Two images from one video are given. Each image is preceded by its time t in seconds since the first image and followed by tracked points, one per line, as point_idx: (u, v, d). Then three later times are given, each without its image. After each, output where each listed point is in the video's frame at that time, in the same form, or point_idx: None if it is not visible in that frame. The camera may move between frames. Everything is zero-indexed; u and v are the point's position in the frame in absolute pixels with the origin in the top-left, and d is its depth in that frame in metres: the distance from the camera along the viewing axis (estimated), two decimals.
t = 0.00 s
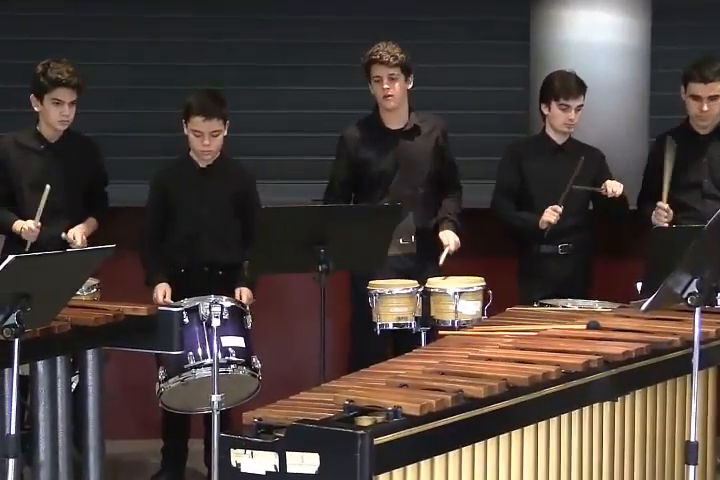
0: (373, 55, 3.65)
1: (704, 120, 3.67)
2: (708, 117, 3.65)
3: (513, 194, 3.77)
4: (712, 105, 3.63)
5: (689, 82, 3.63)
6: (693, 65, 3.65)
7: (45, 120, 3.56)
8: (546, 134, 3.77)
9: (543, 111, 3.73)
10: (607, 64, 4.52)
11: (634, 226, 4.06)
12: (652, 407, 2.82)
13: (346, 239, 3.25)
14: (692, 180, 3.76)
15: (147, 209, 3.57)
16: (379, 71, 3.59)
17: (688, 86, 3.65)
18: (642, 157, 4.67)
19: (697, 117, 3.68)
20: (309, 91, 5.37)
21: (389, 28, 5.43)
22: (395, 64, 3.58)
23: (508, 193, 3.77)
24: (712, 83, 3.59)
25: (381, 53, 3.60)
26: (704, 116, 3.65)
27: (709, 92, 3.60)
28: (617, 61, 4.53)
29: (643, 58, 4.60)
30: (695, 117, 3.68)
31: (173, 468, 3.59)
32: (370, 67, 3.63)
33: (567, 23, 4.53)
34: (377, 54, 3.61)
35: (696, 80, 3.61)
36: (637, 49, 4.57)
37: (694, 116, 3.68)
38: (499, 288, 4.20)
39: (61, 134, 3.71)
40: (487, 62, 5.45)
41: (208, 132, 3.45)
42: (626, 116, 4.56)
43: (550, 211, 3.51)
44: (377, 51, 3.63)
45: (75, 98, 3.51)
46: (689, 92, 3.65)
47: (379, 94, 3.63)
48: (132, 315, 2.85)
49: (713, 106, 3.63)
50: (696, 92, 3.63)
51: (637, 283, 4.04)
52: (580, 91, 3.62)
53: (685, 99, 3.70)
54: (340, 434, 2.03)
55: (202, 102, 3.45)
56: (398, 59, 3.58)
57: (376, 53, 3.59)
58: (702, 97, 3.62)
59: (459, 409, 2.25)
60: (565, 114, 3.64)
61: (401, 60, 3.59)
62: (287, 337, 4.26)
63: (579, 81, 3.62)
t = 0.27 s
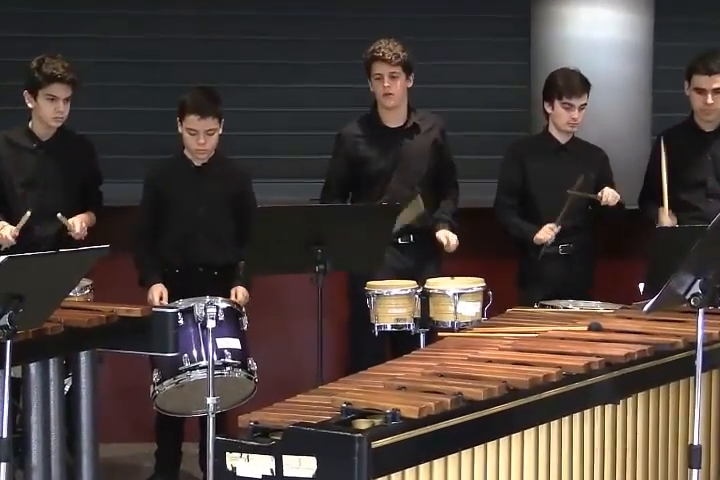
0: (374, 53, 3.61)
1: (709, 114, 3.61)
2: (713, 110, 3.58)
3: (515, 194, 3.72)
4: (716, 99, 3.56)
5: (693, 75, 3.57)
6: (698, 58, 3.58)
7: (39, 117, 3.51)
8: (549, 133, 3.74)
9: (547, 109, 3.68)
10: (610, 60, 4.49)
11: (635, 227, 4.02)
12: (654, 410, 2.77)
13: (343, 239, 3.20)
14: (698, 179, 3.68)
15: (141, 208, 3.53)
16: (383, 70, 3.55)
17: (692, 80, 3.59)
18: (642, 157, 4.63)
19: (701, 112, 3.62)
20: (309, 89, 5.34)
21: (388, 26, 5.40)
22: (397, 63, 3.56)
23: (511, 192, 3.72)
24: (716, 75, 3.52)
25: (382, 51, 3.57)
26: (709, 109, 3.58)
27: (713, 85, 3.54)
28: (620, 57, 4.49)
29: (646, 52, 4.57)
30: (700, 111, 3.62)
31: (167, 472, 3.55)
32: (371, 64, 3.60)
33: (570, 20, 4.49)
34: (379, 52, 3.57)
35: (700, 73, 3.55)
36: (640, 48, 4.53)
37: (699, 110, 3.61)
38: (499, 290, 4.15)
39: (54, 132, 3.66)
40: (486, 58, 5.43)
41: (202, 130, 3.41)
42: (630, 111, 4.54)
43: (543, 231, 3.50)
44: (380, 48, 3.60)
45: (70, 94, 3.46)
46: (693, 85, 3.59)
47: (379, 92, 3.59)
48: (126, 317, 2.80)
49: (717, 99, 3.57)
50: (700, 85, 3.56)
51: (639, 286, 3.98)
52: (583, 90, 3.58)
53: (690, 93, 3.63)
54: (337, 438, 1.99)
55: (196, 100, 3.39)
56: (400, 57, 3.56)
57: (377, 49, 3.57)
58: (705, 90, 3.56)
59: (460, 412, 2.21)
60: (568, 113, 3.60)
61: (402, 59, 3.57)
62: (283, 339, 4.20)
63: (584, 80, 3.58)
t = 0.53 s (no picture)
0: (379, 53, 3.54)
1: (714, 111, 3.53)
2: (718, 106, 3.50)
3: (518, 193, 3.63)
4: None
5: (696, 70, 3.52)
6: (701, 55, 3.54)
7: (31, 117, 3.46)
8: (554, 133, 3.64)
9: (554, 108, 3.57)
10: (610, 51, 4.43)
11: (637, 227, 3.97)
12: (656, 414, 2.72)
13: (341, 240, 3.16)
14: (700, 178, 3.62)
15: (135, 208, 3.48)
16: (383, 74, 3.49)
17: (696, 76, 3.54)
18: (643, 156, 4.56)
19: (706, 109, 3.54)
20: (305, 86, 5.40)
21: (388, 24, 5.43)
22: (402, 72, 3.50)
23: (511, 191, 3.65)
24: None
25: (388, 59, 3.49)
26: (714, 105, 3.50)
27: (717, 79, 3.48)
28: (620, 50, 4.44)
29: (647, 46, 4.51)
30: (705, 108, 3.53)
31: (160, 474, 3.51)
32: (373, 65, 3.53)
33: (573, 15, 4.44)
34: (384, 57, 3.50)
35: (703, 67, 3.50)
36: (643, 44, 4.48)
37: (704, 106, 3.54)
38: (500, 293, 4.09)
39: (48, 131, 3.62)
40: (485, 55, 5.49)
41: (196, 130, 3.36)
42: (630, 103, 4.47)
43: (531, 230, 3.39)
44: (386, 52, 3.52)
45: (63, 94, 3.42)
46: (697, 80, 3.53)
47: (379, 95, 3.54)
48: (120, 318, 2.75)
49: None
50: (703, 79, 3.51)
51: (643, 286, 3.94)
52: (590, 92, 3.46)
53: (694, 91, 3.57)
54: (334, 440, 1.94)
55: (189, 98, 3.35)
56: (405, 68, 3.49)
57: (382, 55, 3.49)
58: (709, 84, 3.49)
59: (458, 415, 2.17)
60: (575, 114, 3.49)
61: (407, 67, 3.51)
62: (279, 341, 4.13)
63: (591, 79, 3.47)
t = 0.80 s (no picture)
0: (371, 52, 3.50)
1: (709, 109, 3.49)
2: (713, 105, 3.46)
3: (512, 192, 3.57)
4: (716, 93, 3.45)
5: (691, 68, 3.48)
6: (696, 53, 3.49)
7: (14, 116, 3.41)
8: (552, 134, 3.57)
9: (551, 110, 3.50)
10: (606, 51, 4.61)
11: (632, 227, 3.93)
12: (652, 416, 2.69)
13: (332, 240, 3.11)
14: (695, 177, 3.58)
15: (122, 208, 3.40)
16: (375, 74, 3.45)
17: (691, 73, 3.49)
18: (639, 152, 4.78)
19: (702, 107, 3.50)
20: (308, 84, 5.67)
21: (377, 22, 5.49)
22: (394, 72, 3.45)
23: (507, 191, 3.58)
24: (715, 66, 3.43)
25: (380, 59, 3.45)
26: (709, 104, 3.47)
27: (712, 77, 3.44)
28: (616, 49, 4.63)
29: (643, 46, 4.72)
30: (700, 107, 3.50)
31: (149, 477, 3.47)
32: (364, 66, 3.48)
33: (571, 18, 4.62)
34: (375, 57, 3.46)
35: (699, 65, 3.46)
36: (638, 45, 4.69)
37: (700, 105, 3.50)
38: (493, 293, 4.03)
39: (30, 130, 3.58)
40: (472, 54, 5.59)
41: (186, 124, 3.32)
42: (624, 101, 4.65)
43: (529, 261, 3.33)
44: (377, 52, 3.48)
45: (46, 92, 3.38)
46: (692, 79, 3.49)
47: (372, 95, 3.50)
48: (108, 320, 2.71)
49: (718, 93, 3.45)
50: (698, 78, 3.46)
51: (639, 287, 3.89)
52: (590, 94, 3.40)
53: (689, 88, 3.53)
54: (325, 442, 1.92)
55: (178, 94, 3.32)
56: (397, 67, 3.45)
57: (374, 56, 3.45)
58: (705, 83, 3.45)
59: (450, 419, 2.13)
60: (574, 117, 3.43)
61: (399, 66, 3.46)
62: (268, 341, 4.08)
63: (590, 82, 3.41)
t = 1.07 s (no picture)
0: (345, 49, 3.45)
1: (691, 112, 3.44)
2: (695, 108, 3.42)
3: (492, 193, 3.54)
4: (697, 97, 3.40)
5: (673, 72, 3.41)
6: (677, 54, 3.42)
7: None
8: (532, 134, 3.53)
9: (531, 109, 3.46)
10: (593, 52, 4.35)
11: (613, 226, 3.90)
12: (633, 419, 2.66)
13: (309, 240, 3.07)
14: (676, 179, 3.54)
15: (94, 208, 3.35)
16: (350, 71, 3.40)
17: (672, 77, 3.44)
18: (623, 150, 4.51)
19: (683, 110, 3.45)
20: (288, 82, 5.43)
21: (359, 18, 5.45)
22: (369, 68, 3.41)
23: (487, 192, 3.53)
24: (696, 71, 3.37)
25: (355, 55, 3.40)
26: (691, 108, 3.42)
27: (693, 82, 3.38)
28: (603, 48, 4.36)
29: (627, 43, 4.47)
30: (681, 110, 3.45)
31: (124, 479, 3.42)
32: (339, 62, 3.44)
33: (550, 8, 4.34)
34: (350, 53, 3.41)
35: (679, 70, 3.39)
36: (622, 37, 4.42)
37: (681, 108, 3.45)
38: (473, 293, 3.98)
39: None
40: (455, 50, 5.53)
41: (162, 119, 3.27)
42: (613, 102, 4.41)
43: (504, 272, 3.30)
44: (351, 47, 3.43)
45: (13, 87, 3.31)
46: (673, 82, 3.43)
47: (347, 91, 3.45)
48: (81, 322, 2.64)
49: (699, 97, 3.41)
50: (679, 82, 3.40)
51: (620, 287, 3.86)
52: (570, 94, 3.36)
53: (671, 91, 3.47)
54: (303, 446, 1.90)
55: (152, 89, 3.29)
56: (372, 63, 3.40)
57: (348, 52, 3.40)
58: (685, 87, 3.40)
59: (428, 421, 2.09)
60: (554, 117, 3.40)
61: (375, 62, 3.42)
62: (244, 343, 4.03)
63: (571, 83, 3.37)
